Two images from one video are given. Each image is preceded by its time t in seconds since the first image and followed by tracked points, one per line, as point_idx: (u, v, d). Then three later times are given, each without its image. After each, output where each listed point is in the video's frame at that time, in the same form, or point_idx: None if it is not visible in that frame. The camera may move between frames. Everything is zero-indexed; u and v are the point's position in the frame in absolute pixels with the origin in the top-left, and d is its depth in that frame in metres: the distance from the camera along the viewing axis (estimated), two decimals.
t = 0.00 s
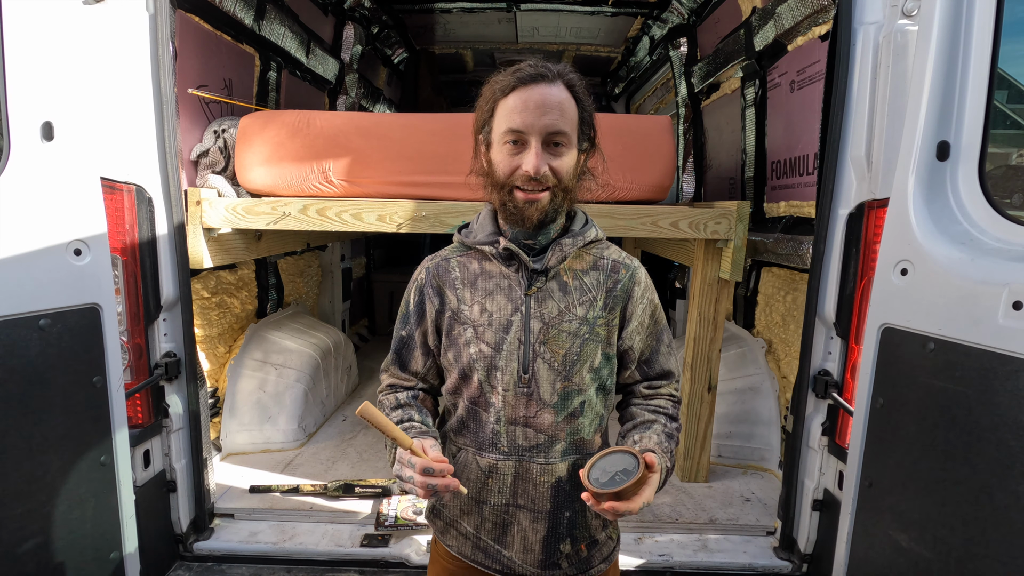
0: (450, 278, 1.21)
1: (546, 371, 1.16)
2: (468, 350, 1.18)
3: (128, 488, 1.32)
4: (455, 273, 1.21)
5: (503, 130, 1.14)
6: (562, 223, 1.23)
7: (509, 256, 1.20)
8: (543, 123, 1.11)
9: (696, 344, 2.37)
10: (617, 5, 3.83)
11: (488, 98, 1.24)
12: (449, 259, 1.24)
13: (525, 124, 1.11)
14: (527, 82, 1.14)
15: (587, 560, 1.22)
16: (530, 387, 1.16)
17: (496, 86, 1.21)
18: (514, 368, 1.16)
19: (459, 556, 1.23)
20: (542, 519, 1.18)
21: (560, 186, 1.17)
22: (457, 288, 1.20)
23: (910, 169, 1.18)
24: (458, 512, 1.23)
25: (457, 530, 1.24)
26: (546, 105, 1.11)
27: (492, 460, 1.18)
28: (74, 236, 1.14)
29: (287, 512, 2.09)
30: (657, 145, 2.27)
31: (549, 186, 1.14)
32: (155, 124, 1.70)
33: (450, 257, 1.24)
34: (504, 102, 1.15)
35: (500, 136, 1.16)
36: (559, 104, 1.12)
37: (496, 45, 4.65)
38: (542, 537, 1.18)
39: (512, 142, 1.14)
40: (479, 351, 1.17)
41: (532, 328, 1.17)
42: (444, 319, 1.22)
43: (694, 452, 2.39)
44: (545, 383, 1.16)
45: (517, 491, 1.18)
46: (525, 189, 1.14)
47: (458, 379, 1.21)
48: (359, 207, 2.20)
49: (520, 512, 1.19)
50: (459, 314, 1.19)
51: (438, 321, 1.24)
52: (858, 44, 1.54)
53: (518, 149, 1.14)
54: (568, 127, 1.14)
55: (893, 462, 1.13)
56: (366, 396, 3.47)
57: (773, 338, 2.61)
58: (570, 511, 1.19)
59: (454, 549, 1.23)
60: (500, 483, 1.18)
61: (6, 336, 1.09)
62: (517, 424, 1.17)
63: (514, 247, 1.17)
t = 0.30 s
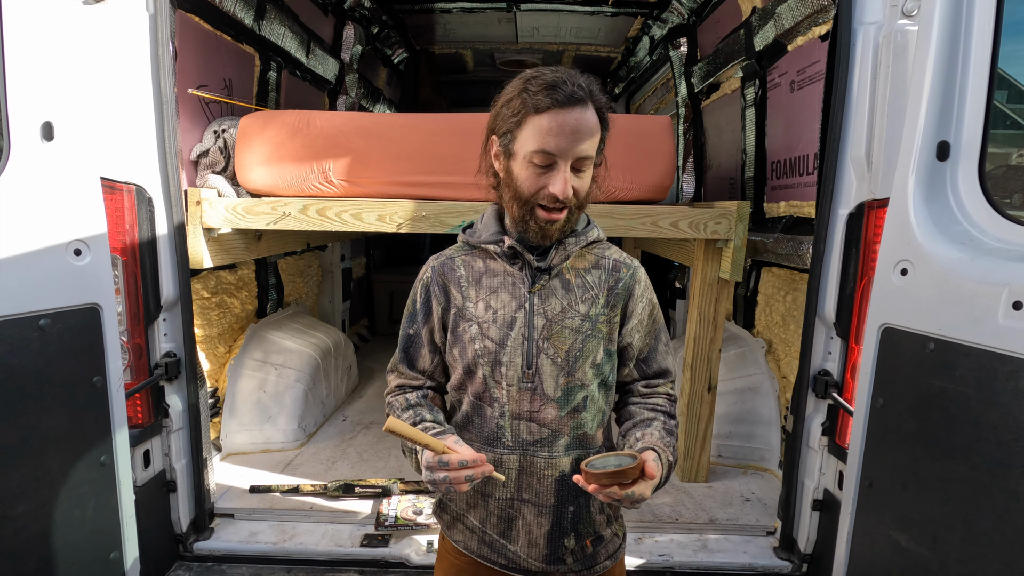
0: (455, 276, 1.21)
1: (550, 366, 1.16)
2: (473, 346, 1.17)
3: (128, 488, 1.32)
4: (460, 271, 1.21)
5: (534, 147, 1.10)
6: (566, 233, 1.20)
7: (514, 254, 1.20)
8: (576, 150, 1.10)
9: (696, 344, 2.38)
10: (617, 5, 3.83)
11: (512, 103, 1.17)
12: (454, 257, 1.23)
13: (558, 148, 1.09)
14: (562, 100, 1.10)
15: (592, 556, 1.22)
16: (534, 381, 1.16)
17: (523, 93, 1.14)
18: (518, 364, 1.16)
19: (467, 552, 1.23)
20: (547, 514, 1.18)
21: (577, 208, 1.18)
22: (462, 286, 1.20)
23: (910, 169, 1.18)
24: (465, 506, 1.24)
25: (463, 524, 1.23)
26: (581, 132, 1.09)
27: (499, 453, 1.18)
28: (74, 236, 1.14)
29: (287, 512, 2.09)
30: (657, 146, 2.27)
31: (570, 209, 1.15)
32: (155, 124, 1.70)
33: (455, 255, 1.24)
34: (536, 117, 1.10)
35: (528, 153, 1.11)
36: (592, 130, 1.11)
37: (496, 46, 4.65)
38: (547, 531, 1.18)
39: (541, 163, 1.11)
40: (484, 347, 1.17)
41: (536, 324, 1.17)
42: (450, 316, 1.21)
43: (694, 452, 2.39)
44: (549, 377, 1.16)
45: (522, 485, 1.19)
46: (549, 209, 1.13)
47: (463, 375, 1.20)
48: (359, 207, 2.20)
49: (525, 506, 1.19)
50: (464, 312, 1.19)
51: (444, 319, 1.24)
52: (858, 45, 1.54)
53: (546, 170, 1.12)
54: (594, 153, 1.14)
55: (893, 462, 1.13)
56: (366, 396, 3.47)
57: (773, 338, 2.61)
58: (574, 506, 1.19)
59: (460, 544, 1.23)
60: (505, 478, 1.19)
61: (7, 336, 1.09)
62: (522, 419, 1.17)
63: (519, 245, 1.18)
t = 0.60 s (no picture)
0: (452, 276, 1.22)
1: (545, 368, 1.16)
2: (469, 347, 1.18)
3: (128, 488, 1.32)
4: (457, 271, 1.22)
5: (529, 126, 1.14)
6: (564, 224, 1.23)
7: (509, 256, 1.19)
8: (572, 129, 1.13)
9: (696, 344, 2.38)
10: (617, 5, 3.83)
11: (512, 91, 1.22)
12: (452, 257, 1.24)
13: (554, 126, 1.12)
14: (558, 84, 1.15)
15: (588, 551, 1.21)
16: (529, 383, 1.16)
17: (523, 80, 1.20)
18: (513, 366, 1.16)
19: (463, 544, 1.24)
20: (541, 513, 1.18)
21: (575, 191, 1.19)
22: (459, 286, 1.20)
23: (910, 169, 1.17)
24: (461, 503, 1.24)
25: (461, 519, 1.25)
26: (576, 112, 1.13)
27: (493, 453, 1.18)
28: (74, 236, 1.14)
29: (287, 512, 2.09)
30: (657, 145, 2.27)
31: (566, 188, 1.15)
32: (155, 124, 1.70)
33: (453, 255, 1.25)
34: (533, 99, 1.15)
35: (525, 132, 1.15)
36: (587, 113, 1.14)
37: (496, 45, 4.65)
38: (542, 529, 1.18)
39: (538, 141, 1.14)
40: (480, 349, 1.17)
41: (532, 327, 1.16)
42: (447, 317, 1.22)
43: (694, 452, 2.39)
44: (544, 380, 1.16)
45: (516, 484, 1.18)
46: (542, 188, 1.14)
47: (461, 375, 1.21)
48: (359, 207, 2.20)
49: (519, 504, 1.19)
50: (461, 313, 1.20)
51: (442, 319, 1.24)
52: (858, 45, 1.54)
53: (543, 149, 1.14)
54: (591, 137, 1.17)
55: (893, 463, 1.13)
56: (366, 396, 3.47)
57: (773, 338, 2.61)
58: (569, 505, 1.19)
59: (459, 537, 1.25)
60: (500, 476, 1.18)
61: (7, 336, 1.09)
62: (517, 420, 1.17)
63: (514, 248, 1.17)
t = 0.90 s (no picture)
0: (451, 274, 1.22)
1: (544, 369, 1.16)
2: (468, 346, 1.18)
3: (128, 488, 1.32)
4: (456, 269, 1.22)
5: (513, 119, 1.17)
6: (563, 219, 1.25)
7: (509, 255, 1.19)
8: (553, 115, 1.14)
9: (696, 344, 2.38)
10: (617, 5, 3.83)
11: (500, 91, 1.28)
12: (450, 253, 1.25)
13: (535, 114, 1.14)
14: (538, 76, 1.19)
15: (585, 547, 1.22)
16: (528, 384, 1.16)
17: (508, 78, 1.26)
18: (513, 366, 1.16)
19: (463, 538, 1.25)
20: (539, 510, 1.18)
21: (565, 180, 1.18)
22: (457, 284, 1.21)
23: (910, 169, 1.17)
24: (460, 499, 1.23)
25: (460, 515, 1.24)
26: (557, 99, 1.15)
27: (491, 451, 1.18)
28: (74, 236, 1.14)
29: (287, 512, 2.09)
30: (657, 145, 2.27)
31: (553, 175, 1.15)
32: (155, 124, 1.70)
33: (451, 251, 1.25)
34: (516, 94, 1.20)
35: (510, 125, 1.18)
36: (569, 99, 1.16)
37: (496, 45, 4.65)
38: (541, 525, 1.18)
39: (522, 131, 1.16)
40: (479, 348, 1.17)
41: (531, 327, 1.16)
42: (445, 314, 1.22)
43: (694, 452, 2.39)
44: (543, 381, 1.16)
45: (515, 481, 1.18)
46: (530, 177, 1.15)
47: (458, 373, 1.21)
48: (359, 207, 2.21)
49: (519, 501, 1.19)
50: (459, 311, 1.20)
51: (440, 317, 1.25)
52: (858, 45, 1.54)
53: (527, 138, 1.16)
54: (576, 123, 1.17)
55: (894, 463, 1.13)
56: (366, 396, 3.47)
57: (773, 338, 2.61)
58: (568, 503, 1.19)
59: (459, 533, 1.25)
60: (498, 473, 1.18)
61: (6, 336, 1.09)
62: (515, 420, 1.17)
63: (515, 247, 1.17)
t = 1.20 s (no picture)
0: (452, 277, 1.22)
1: (545, 370, 1.16)
2: (469, 348, 1.18)
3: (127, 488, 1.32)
4: (456, 272, 1.22)
5: (509, 131, 1.15)
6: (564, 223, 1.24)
7: (509, 257, 1.19)
8: (550, 128, 1.12)
9: (696, 344, 2.38)
10: (617, 5, 3.83)
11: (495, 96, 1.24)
12: (452, 256, 1.24)
13: (531, 127, 1.12)
14: (533, 83, 1.15)
15: (589, 544, 1.22)
16: (529, 385, 1.16)
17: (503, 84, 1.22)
18: (513, 367, 1.16)
19: (467, 539, 1.24)
20: (543, 510, 1.18)
21: (563, 192, 1.17)
22: (458, 287, 1.21)
23: (910, 169, 1.17)
24: (463, 501, 1.24)
25: (463, 517, 1.24)
26: (553, 110, 1.12)
27: (494, 452, 1.18)
28: (74, 236, 1.14)
29: (287, 512, 2.09)
30: (657, 145, 2.26)
31: (551, 189, 1.14)
32: (155, 124, 1.70)
33: (452, 255, 1.24)
34: (511, 104, 1.16)
35: (506, 136, 1.16)
36: (566, 108, 1.13)
37: (496, 45, 4.65)
38: (544, 526, 1.18)
39: (519, 143, 1.14)
40: (480, 350, 1.17)
41: (531, 328, 1.16)
42: (446, 317, 1.23)
43: (694, 452, 2.39)
44: (544, 381, 1.16)
45: (518, 482, 1.18)
46: (528, 192, 1.14)
47: (461, 375, 1.21)
48: (359, 207, 2.20)
49: (521, 503, 1.18)
50: (460, 313, 1.20)
51: (441, 318, 1.25)
52: (858, 45, 1.54)
53: (525, 151, 1.14)
54: (574, 132, 1.15)
55: (894, 463, 1.13)
56: (366, 396, 3.47)
57: (773, 338, 2.61)
58: (570, 502, 1.19)
59: (463, 534, 1.25)
60: (501, 474, 1.18)
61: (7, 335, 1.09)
62: (517, 421, 1.17)
63: (514, 250, 1.16)
